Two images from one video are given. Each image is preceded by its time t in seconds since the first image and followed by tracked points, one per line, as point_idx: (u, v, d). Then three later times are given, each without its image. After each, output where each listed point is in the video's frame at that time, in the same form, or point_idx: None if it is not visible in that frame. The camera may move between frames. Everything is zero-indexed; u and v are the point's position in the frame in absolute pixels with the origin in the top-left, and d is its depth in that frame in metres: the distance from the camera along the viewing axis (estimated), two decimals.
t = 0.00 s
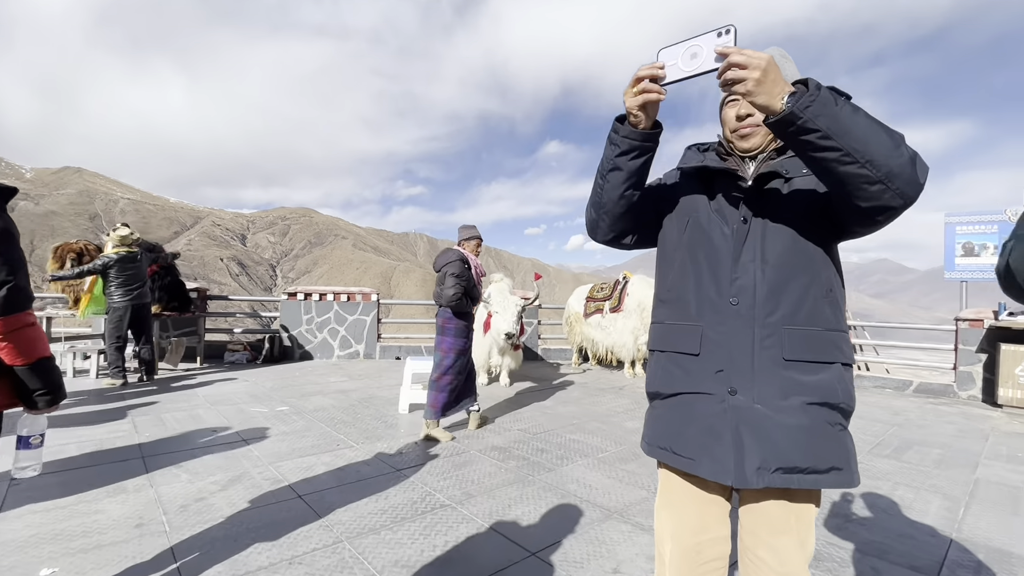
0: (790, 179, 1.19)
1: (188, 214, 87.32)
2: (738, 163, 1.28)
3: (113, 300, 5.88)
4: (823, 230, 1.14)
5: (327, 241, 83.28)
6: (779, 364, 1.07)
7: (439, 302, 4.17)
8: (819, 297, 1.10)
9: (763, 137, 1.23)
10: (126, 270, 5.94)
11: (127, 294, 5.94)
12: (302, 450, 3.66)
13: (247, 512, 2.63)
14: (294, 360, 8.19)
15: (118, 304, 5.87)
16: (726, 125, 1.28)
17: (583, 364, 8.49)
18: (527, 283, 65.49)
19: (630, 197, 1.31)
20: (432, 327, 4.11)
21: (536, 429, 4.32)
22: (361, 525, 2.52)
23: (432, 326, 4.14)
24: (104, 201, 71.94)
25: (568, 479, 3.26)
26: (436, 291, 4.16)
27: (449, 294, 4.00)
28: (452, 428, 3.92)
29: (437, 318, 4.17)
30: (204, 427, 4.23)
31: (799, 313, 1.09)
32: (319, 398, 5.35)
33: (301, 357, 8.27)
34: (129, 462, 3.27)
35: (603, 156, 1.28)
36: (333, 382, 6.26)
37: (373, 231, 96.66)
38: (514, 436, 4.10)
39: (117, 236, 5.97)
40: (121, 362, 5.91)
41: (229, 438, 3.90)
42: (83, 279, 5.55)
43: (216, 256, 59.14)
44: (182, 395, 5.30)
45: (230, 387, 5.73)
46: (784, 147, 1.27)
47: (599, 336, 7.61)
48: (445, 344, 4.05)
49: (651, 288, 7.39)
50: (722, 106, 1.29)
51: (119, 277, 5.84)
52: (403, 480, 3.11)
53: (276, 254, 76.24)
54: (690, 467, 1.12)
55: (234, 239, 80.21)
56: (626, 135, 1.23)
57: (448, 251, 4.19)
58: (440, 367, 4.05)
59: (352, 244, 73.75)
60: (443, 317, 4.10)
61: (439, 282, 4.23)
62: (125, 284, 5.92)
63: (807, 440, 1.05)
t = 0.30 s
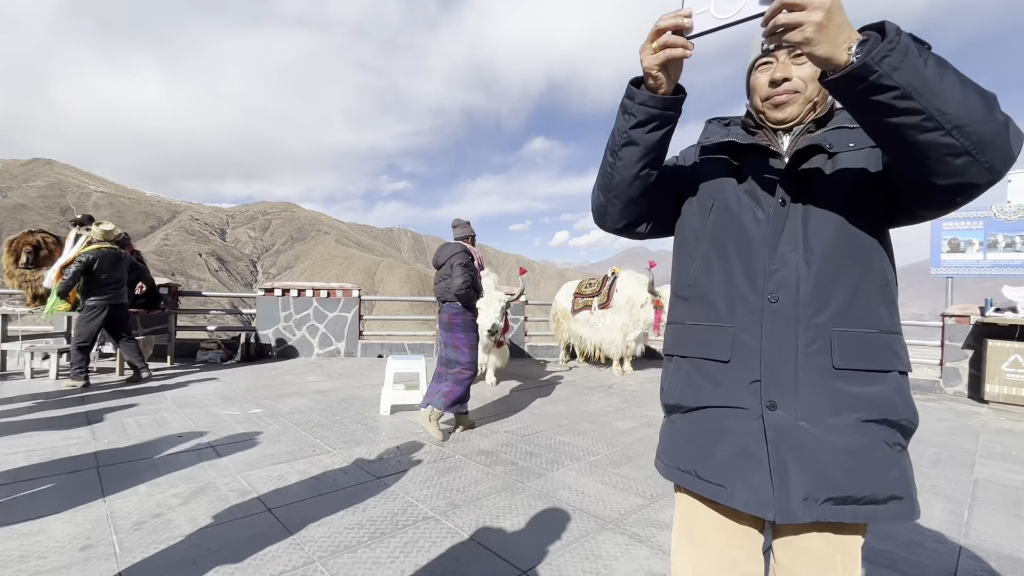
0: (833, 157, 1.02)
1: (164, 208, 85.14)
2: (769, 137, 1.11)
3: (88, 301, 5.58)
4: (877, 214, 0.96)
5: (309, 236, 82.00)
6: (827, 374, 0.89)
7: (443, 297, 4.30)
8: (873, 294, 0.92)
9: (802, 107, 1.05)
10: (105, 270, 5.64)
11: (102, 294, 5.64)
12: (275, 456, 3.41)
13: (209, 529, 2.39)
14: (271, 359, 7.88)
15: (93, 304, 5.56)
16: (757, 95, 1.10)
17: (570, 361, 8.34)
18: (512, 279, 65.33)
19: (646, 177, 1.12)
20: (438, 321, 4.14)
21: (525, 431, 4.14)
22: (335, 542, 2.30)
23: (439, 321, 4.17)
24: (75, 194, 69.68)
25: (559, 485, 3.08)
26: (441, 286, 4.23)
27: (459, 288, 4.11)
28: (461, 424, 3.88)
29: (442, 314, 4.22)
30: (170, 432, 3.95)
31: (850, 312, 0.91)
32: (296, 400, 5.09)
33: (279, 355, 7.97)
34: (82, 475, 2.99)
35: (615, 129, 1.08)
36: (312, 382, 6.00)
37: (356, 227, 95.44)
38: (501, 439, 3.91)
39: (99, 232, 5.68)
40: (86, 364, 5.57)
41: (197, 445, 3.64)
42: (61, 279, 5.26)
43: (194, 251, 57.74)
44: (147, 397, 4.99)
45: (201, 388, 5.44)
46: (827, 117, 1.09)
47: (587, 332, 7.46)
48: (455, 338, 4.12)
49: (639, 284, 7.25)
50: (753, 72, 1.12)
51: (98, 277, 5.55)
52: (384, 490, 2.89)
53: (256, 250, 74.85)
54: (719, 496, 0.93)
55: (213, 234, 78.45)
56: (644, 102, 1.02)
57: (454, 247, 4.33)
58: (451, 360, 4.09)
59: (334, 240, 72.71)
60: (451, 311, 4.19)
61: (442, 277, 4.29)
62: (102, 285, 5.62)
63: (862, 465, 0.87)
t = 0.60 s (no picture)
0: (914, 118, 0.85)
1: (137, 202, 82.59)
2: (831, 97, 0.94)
3: (78, 295, 5.30)
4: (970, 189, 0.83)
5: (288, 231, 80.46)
6: (921, 379, 0.77)
7: (449, 292, 4.15)
8: (972, 284, 0.79)
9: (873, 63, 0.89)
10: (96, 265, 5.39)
11: (91, 289, 5.36)
12: (250, 463, 3.18)
13: (176, 547, 2.17)
14: (248, 357, 7.56)
15: (86, 301, 5.30)
16: (818, 47, 0.94)
17: (558, 358, 8.19)
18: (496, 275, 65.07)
19: (701, 146, 0.96)
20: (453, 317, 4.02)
21: (516, 432, 3.97)
22: (317, 560, 2.10)
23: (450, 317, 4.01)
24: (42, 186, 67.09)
25: (556, 490, 2.92)
26: (450, 280, 4.12)
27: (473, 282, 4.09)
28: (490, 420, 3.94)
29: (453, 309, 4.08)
30: (136, 437, 3.68)
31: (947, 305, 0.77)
32: (274, 400, 4.84)
33: (256, 353, 7.65)
34: (35, 488, 2.73)
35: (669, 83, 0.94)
36: (292, 382, 5.74)
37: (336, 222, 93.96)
38: (492, 441, 3.74)
39: (96, 224, 5.46)
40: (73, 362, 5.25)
41: (166, 452, 3.37)
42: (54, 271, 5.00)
43: (168, 246, 56.11)
44: (112, 399, 4.68)
45: (172, 388, 5.14)
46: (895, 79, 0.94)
47: (575, 328, 7.31)
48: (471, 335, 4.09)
49: (629, 280, 7.14)
50: (813, 22, 0.95)
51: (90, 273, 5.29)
52: (369, 499, 2.69)
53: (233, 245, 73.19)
54: (793, 529, 0.80)
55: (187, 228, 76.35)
56: (709, 49, 0.90)
57: (456, 239, 4.21)
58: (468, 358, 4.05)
59: (314, 235, 71.45)
60: (463, 307, 4.13)
61: (448, 270, 4.16)
62: (94, 281, 5.37)
63: (965, 485, 0.75)
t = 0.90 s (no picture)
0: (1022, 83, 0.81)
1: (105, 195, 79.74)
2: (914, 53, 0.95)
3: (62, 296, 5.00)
4: None
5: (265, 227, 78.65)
6: None
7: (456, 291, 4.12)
8: None
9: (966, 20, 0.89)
10: (78, 261, 5.10)
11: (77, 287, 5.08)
12: (223, 476, 2.95)
13: None
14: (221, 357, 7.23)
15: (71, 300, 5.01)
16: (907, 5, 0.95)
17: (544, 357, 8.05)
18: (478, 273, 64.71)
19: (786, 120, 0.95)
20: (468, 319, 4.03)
21: (507, 438, 3.81)
22: None
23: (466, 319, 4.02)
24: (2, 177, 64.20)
25: (551, 501, 2.77)
26: (463, 280, 4.06)
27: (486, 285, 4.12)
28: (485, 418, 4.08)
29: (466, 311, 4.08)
30: (95, 447, 3.40)
31: None
32: (248, 405, 4.57)
33: (230, 354, 7.32)
34: None
35: (756, 41, 0.91)
36: (268, 384, 5.47)
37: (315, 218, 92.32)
38: (481, 448, 3.57)
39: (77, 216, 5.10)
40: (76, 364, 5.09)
41: (129, 464, 3.12)
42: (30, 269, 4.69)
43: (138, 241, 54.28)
44: (71, 405, 4.36)
45: (138, 393, 4.83)
46: (994, 44, 0.93)
47: (562, 327, 7.17)
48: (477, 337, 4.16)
49: (617, 277, 7.03)
50: None
51: (74, 270, 5.00)
52: (350, 515, 2.49)
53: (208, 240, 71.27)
54: None
55: (158, 222, 73.97)
56: None
57: (466, 239, 4.15)
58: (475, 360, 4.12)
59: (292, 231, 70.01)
60: (473, 309, 4.15)
61: (459, 270, 4.09)
62: (79, 278, 5.08)
63: None
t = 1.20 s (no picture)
0: None
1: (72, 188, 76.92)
2: None
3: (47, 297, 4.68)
4: None
5: (241, 222, 76.90)
6: None
7: (462, 284, 4.13)
8: None
9: None
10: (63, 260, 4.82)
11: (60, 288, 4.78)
12: (182, 487, 2.71)
13: None
14: (190, 357, 6.89)
15: (57, 301, 4.73)
16: None
17: (528, 355, 7.89)
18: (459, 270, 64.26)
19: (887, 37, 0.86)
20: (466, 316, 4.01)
21: (492, 441, 3.63)
22: None
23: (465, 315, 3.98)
24: None
25: (539, 509, 2.61)
26: (470, 274, 4.09)
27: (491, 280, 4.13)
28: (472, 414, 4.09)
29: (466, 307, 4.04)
30: (42, 456, 3.11)
31: None
32: (216, 407, 4.31)
33: (200, 353, 6.98)
34: None
35: None
36: (239, 385, 5.19)
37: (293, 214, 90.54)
38: (464, 452, 3.39)
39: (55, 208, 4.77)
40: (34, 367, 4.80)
41: (78, 475, 2.85)
42: (22, 268, 4.42)
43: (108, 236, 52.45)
44: (20, 409, 4.03)
45: (96, 396, 4.51)
46: None
47: (546, 324, 7.03)
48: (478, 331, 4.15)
49: (603, 273, 6.91)
50: None
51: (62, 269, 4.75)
52: (322, 530, 2.29)
53: (182, 236, 69.34)
54: None
55: (130, 217, 71.70)
56: None
57: (471, 234, 4.19)
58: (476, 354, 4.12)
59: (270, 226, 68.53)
60: (476, 304, 4.15)
61: (465, 265, 4.08)
62: (65, 279, 4.82)
63: None
